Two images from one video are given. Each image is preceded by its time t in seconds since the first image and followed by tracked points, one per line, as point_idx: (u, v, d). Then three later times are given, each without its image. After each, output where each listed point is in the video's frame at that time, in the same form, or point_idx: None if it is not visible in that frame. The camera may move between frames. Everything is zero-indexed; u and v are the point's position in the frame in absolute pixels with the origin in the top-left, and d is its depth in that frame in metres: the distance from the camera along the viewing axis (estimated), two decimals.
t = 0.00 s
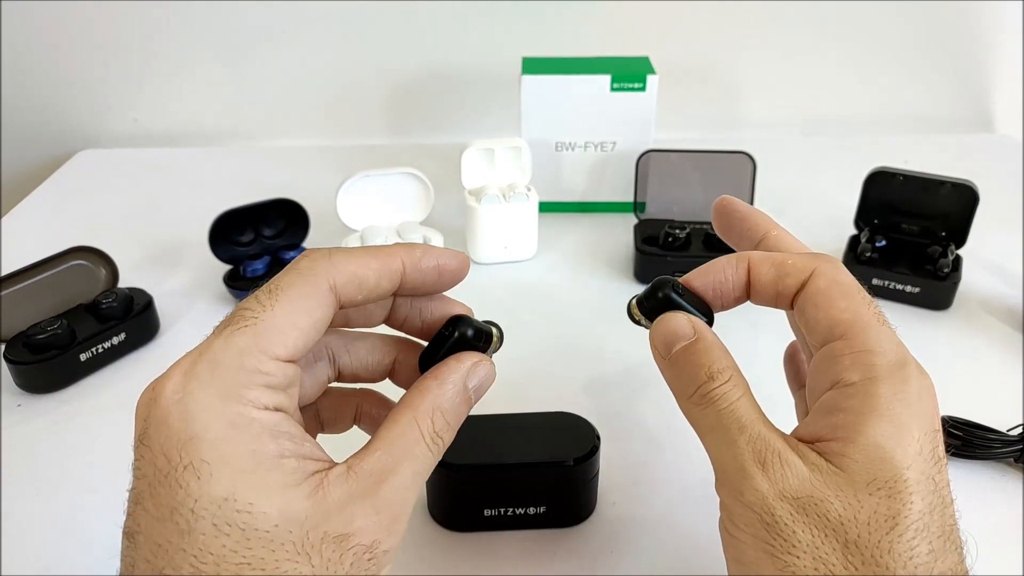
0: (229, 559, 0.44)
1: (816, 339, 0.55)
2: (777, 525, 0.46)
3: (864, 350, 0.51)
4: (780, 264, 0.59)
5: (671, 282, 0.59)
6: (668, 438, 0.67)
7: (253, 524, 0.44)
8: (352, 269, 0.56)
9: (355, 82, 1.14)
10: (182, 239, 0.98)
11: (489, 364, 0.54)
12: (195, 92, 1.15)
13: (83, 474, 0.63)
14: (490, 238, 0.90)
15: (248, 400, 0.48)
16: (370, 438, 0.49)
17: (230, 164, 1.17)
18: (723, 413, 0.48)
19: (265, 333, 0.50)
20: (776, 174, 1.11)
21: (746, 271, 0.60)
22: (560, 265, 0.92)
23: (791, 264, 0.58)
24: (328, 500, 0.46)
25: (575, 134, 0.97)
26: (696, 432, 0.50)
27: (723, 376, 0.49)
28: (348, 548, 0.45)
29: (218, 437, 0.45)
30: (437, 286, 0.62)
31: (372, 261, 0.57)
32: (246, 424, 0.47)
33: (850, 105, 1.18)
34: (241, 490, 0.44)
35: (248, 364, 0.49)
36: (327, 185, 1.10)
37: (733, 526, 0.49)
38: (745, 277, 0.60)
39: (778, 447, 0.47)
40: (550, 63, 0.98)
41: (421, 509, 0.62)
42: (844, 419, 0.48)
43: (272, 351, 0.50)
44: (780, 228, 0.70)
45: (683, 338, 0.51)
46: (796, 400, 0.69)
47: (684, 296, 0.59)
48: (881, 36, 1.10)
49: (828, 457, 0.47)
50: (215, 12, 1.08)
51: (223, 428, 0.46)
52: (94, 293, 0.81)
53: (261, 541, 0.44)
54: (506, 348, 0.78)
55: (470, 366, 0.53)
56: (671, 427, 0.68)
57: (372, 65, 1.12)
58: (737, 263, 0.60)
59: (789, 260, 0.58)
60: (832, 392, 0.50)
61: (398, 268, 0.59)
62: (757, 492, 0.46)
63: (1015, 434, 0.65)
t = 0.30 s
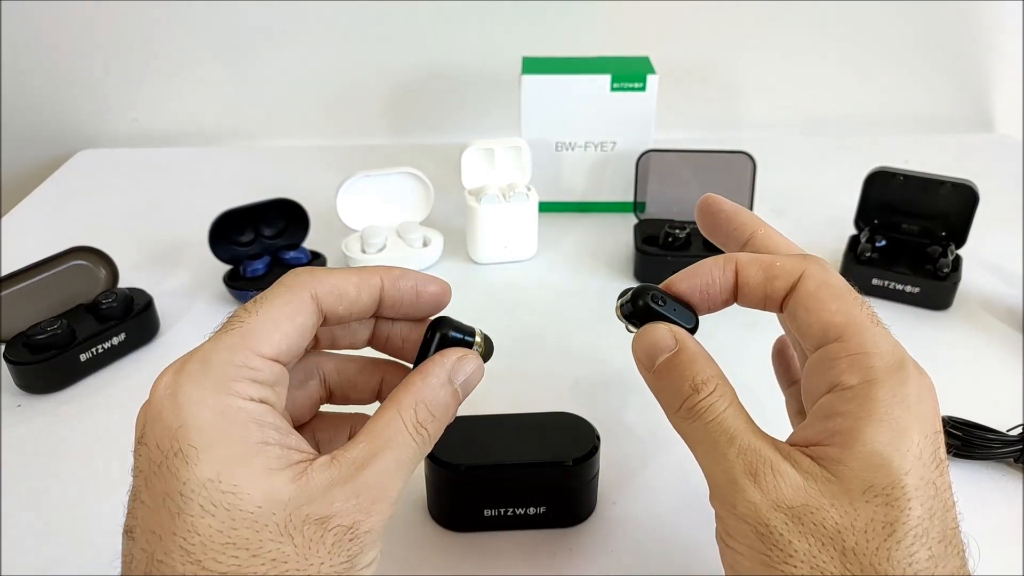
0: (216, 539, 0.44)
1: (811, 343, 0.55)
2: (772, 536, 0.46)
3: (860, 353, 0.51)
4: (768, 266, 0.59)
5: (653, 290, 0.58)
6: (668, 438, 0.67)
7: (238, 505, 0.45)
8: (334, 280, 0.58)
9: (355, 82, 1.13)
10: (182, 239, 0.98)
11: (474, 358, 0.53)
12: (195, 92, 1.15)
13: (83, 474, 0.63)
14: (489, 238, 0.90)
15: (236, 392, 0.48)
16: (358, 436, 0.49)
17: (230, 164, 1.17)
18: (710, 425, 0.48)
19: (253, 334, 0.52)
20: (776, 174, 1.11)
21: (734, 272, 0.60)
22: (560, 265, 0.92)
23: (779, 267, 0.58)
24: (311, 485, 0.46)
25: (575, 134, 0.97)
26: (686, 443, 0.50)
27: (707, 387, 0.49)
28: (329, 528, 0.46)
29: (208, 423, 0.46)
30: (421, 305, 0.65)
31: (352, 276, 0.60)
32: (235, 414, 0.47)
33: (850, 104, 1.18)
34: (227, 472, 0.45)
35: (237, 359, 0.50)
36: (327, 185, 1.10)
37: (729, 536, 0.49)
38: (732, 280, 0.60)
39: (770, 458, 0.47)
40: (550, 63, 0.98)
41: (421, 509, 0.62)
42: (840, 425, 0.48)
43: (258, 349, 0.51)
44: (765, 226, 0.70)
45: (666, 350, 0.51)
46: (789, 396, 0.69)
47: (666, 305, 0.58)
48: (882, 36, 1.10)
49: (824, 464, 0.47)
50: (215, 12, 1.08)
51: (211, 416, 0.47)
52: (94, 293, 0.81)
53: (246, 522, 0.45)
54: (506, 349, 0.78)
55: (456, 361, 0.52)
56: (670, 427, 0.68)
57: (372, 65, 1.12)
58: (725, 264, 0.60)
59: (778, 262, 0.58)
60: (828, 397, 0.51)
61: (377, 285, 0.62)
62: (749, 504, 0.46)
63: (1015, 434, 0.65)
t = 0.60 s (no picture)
0: (195, 521, 0.46)
1: (804, 355, 0.57)
2: (790, 523, 0.45)
3: (858, 354, 0.53)
4: (749, 286, 0.61)
5: (639, 287, 0.57)
6: (668, 438, 0.67)
7: (216, 488, 0.46)
8: (331, 296, 0.60)
9: (355, 82, 1.14)
10: (182, 239, 0.98)
11: (462, 342, 0.50)
12: (195, 92, 1.15)
13: (84, 474, 0.64)
14: (489, 239, 0.90)
15: (224, 386, 0.51)
16: (347, 426, 0.48)
17: (230, 164, 1.17)
18: (716, 418, 0.47)
19: (249, 339, 0.55)
20: (776, 175, 1.12)
21: (714, 291, 0.62)
22: (560, 265, 0.92)
23: (760, 287, 0.60)
24: (289, 473, 0.47)
25: (575, 134, 0.97)
26: (687, 435, 0.49)
27: (710, 380, 0.48)
28: (305, 509, 0.46)
29: (196, 415, 0.48)
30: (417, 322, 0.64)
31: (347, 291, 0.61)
32: (222, 406, 0.49)
33: (850, 104, 1.18)
34: (208, 456, 0.47)
35: (230, 359, 0.53)
36: (327, 185, 1.10)
37: (739, 527, 0.48)
38: (712, 301, 0.62)
39: (782, 448, 0.47)
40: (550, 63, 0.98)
41: (421, 509, 0.62)
42: (849, 418, 0.50)
43: (251, 353, 0.53)
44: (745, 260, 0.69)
45: (661, 343, 0.49)
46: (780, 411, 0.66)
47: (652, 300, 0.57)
48: (882, 36, 1.10)
49: (836, 455, 0.48)
50: (215, 12, 1.08)
51: (199, 407, 0.49)
52: (94, 293, 0.81)
53: (224, 505, 0.46)
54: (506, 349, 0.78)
55: (439, 347, 0.50)
56: (670, 428, 0.68)
57: (372, 65, 1.12)
58: (706, 284, 0.62)
59: (760, 284, 0.60)
60: (831, 398, 0.52)
61: (372, 302, 0.62)
62: (766, 492, 0.46)
63: (1015, 434, 0.65)
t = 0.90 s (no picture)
0: (147, 506, 0.48)
1: (796, 369, 0.60)
2: (836, 495, 0.47)
3: (858, 363, 0.57)
4: (736, 304, 0.62)
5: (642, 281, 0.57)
6: (667, 438, 0.67)
7: (167, 474, 0.48)
8: (307, 288, 0.62)
9: (355, 83, 1.14)
10: (183, 239, 0.98)
11: (414, 323, 0.50)
12: (196, 93, 1.15)
13: (84, 474, 0.64)
14: (489, 239, 0.90)
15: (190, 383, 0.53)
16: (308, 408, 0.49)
17: (230, 164, 1.17)
18: (752, 399, 0.47)
19: (220, 338, 0.57)
20: (776, 175, 1.12)
21: (703, 309, 0.64)
22: (560, 266, 0.93)
23: (748, 307, 0.62)
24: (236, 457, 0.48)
25: (575, 135, 0.97)
26: (713, 417, 0.49)
27: (741, 362, 0.48)
28: (245, 482, 0.46)
29: (159, 411, 0.51)
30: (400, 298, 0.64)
31: (324, 283, 0.63)
32: (184, 401, 0.52)
33: (849, 104, 1.18)
34: (164, 447, 0.49)
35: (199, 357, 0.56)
36: (327, 185, 1.10)
37: (781, 502, 0.48)
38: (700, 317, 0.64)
39: (816, 430, 0.48)
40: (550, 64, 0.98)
41: (421, 510, 0.62)
42: (867, 412, 0.53)
43: (222, 350, 0.56)
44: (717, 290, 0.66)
45: (687, 328, 0.49)
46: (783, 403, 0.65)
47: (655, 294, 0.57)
48: (882, 36, 1.11)
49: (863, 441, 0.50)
50: (216, 12, 1.08)
51: (162, 403, 0.52)
52: (95, 294, 0.81)
53: (173, 489, 0.48)
54: (506, 349, 0.78)
55: (393, 327, 0.50)
56: (670, 428, 0.68)
57: (372, 66, 1.12)
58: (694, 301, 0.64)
59: (747, 304, 0.62)
60: (840, 399, 0.55)
61: (353, 294, 0.63)
62: (812, 463, 0.47)
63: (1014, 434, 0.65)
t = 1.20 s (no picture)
0: (144, 501, 0.49)
1: (804, 370, 0.60)
2: (852, 481, 0.47)
3: (867, 367, 0.58)
4: (747, 307, 0.63)
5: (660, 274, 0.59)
6: (667, 439, 0.67)
7: (164, 470, 0.49)
8: (321, 296, 0.63)
9: (355, 83, 1.14)
10: (182, 239, 0.98)
11: (414, 325, 0.50)
12: (195, 93, 1.15)
13: (84, 475, 0.64)
14: (489, 239, 0.90)
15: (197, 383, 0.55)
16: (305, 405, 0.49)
17: (230, 164, 1.17)
18: (768, 388, 0.48)
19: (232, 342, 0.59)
20: (776, 175, 1.12)
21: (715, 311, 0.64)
22: (560, 266, 0.93)
23: (758, 310, 0.62)
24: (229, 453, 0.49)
25: (575, 135, 0.97)
26: (728, 403, 0.49)
27: (758, 356, 0.49)
28: (234, 476, 0.47)
29: (165, 409, 0.53)
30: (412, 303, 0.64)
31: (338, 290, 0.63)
32: (188, 399, 0.53)
33: (849, 104, 1.18)
34: (164, 444, 0.50)
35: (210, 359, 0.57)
36: (327, 185, 1.10)
37: (796, 488, 0.48)
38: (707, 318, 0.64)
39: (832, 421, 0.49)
40: (550, 64, 0.98)
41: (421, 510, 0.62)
42: (877, 410, 0.53)
43: (232, 353, 0.57)
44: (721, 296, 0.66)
45: (707, 321, 0.51)
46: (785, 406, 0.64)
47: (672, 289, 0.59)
48: (882, 36, 1.11)
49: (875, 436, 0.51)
50: (216, 12, 1.08)
51: (169, 402, 0.53)
52: (95, 294, 0.81)
53: (168, 484, 0.48)
54: (507, 350, 0.78)
55: (389, 329, 0.50)
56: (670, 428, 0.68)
57: (372, 66, 1.12)
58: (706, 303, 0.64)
59: (758, 308, 0.63)
60: (849, 398, 0.56)
61: (364, 300, 0.63)
62: (830, 450, 0.47)
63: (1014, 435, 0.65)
